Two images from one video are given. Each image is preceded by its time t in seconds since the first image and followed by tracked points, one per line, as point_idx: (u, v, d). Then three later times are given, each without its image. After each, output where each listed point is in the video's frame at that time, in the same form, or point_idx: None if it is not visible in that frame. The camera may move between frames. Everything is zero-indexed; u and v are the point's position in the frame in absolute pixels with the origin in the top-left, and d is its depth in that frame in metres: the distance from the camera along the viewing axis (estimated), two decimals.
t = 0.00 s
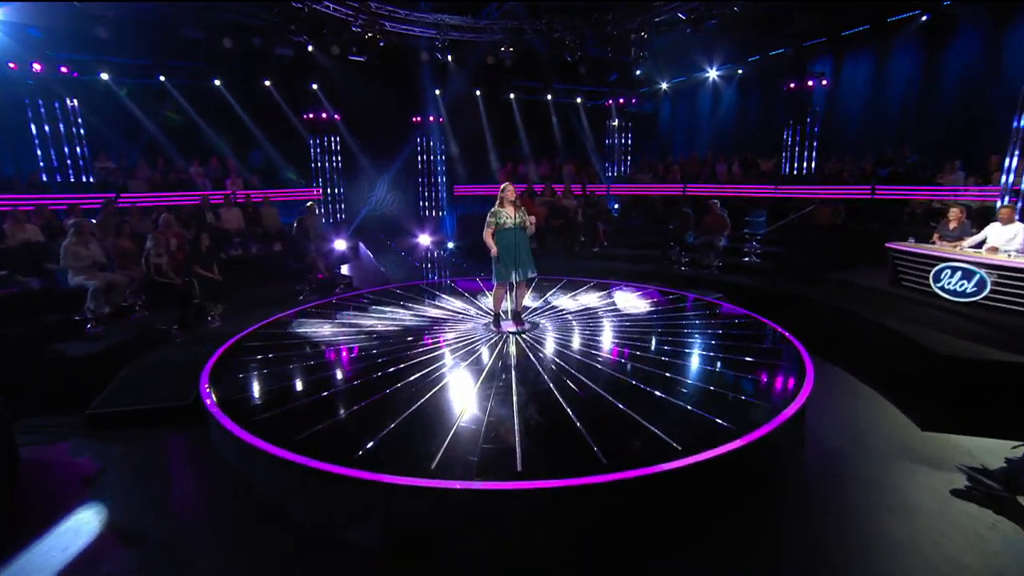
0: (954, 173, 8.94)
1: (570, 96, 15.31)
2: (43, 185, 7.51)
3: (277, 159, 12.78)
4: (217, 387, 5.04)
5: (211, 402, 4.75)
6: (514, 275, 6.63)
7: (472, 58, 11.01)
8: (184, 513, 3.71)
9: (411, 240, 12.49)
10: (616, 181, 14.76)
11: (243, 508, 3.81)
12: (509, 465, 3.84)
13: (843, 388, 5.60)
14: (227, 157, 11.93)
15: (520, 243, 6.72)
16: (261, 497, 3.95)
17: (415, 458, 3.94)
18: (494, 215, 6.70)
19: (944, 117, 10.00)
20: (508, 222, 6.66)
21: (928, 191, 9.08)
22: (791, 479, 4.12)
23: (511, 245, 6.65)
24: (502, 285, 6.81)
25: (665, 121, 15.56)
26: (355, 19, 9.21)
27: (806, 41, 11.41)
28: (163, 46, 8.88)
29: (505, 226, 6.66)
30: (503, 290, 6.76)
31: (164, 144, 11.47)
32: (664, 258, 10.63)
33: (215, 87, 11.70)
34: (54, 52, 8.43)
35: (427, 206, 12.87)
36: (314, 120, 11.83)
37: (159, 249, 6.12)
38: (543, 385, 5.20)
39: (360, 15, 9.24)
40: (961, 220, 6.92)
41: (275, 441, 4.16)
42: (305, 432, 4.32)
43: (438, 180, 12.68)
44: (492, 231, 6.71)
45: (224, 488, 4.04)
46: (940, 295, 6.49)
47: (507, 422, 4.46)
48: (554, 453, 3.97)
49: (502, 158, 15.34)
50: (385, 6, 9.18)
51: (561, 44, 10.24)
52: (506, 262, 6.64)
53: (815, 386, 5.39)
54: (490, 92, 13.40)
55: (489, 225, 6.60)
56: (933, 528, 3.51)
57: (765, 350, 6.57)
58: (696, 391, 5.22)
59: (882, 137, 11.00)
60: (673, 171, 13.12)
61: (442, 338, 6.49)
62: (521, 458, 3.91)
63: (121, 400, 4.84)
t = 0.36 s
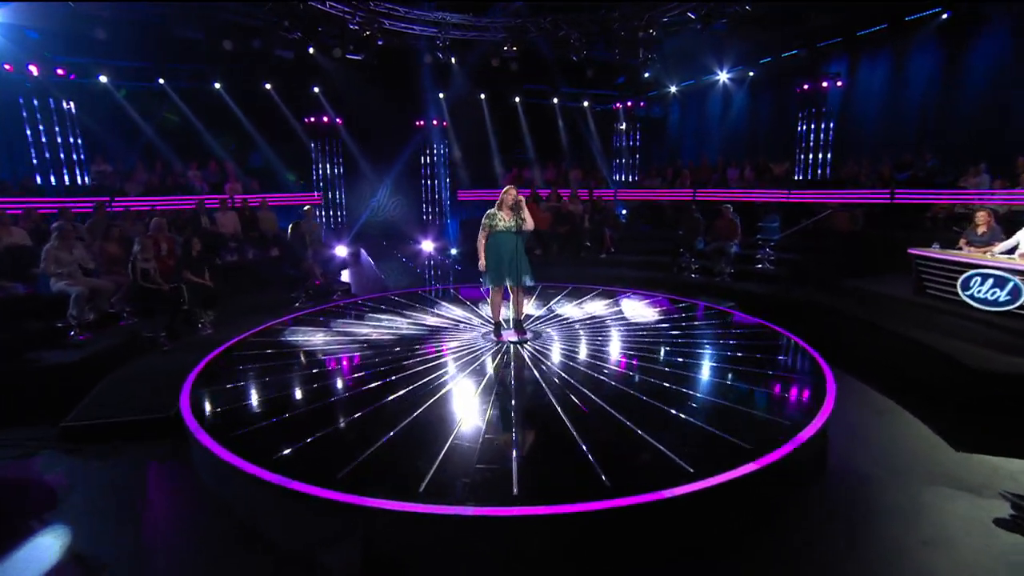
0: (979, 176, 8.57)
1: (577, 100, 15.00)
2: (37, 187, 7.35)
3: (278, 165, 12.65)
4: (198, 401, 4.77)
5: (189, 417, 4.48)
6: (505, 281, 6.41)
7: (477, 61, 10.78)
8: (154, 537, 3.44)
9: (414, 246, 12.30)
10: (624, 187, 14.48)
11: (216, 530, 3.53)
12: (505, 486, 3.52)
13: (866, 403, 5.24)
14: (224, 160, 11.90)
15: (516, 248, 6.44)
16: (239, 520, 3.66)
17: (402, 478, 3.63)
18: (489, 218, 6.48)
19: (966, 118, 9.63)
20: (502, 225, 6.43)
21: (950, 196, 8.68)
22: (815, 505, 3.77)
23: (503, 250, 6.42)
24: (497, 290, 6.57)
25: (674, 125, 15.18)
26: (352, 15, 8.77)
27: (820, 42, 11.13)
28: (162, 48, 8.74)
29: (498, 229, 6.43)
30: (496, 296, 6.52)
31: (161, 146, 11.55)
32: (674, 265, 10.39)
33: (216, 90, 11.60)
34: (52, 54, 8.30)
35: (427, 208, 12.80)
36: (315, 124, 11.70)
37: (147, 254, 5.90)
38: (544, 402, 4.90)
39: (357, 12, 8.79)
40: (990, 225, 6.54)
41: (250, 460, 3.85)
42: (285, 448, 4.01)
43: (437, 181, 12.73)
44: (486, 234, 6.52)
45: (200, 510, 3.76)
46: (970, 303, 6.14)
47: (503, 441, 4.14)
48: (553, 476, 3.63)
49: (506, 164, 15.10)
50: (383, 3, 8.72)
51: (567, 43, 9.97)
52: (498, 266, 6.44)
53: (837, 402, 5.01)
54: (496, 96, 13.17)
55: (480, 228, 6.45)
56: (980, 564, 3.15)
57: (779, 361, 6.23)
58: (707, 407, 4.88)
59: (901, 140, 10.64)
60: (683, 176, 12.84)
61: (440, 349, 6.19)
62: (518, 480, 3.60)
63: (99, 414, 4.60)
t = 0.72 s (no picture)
0: (1019, 176, 8.10)
1: (589, 100, 14.43)
2: (36, 188, 7.21)
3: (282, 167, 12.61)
4: (181, 411, 4.50)
5: (169, 429, 4.20)
6: (507, 286, 6.13)
7: (488, 61, 10.53)
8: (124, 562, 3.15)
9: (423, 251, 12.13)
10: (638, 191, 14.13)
11: (191, 553, 3.26)
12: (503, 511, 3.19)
13: (902, 421, 4.82)
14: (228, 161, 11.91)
15: (519, 253, 6.17)
16: (218, 543, 3.37)
17: (391, 497, 3.32)
18: (492, 220, 6.17)
19: (1003, 115, 9.15)
20: (505, 226, 6.12)
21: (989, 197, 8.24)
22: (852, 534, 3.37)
23: (507, 253, 6.12)
24: (500, 296, 6.28)
25: (691, 126, 14.86)
26: (353, 10, 8.32)
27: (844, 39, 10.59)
28: (167, 48, 8.61)
29: (501, 231, 6.13)
30: (501, 303, 6.24)
31: (162, 148, 11.53)
32: (690, 271, 10.04)
33: (222, 91, 11.72)
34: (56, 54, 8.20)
35: (435, 211, 13.00)
36: (322, 125, 11.83)
37: (140, 255, 5.65)
38: (549, 414, 4.60)
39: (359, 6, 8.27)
40: None
41: (231, 476, 3.57)
42: (269, 463, 3.72)
43: (444, 184, 12.88)
44: (487, 236, 6.21)
45: (178, 530, 3.47)
46: (1012, 312, 5.67)
47: (503, 459, 3.81)
48: (557, 499, 3.32)
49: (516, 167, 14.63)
50: None
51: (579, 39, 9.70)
52: (500, 270, 6.16)
53: (869, 418, 4.61)
54: (507, 96, 12.93)
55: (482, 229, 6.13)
56: None
57: (800, 373, 5.84)
58: (725, 423, 4.52)
59: (933, 139, 10.17)
60: (699, 178, 12.49)
61: (440, 358, 5.91)
62: (517, 503, 3.27)
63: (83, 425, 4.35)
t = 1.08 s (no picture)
0: None
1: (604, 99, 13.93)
2: (38, 188, 7.08)
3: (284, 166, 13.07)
4: (165, 418, 4.27)
5: (150, 437, 3.97)
6: (522, 289, 5.83)
7: (498, 56, 10.29)
8: None
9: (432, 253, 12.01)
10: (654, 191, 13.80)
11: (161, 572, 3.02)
12: (498, 536, 2.90)
13: (938, 440, 4.45)
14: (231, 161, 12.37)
15: (528, 254, 5.90)
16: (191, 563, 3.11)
17: (378, 515, 3.06)
18: (498, 221, 5.80)
19: None
20: (515, 227, 5.81)
21: None
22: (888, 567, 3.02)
23: (516, 255, 5.84)
24: (509, 302, 5.98)
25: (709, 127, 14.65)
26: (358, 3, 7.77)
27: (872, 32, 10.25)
28: (174, 46, 8.51)
29: (510, 233, 5.81)
30: (509, 308, 5.95)
31: (166, 149, 12.00)
32: (708, 274, 9.71)
33: (227, 90, 12.05)
34: (61, 52, 8.14)
35: (444, 208, 12.73)
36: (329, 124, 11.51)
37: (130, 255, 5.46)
38: (550, 424, 4.31)
39: None
40: None
41: (208, 489, 3.32)
42: (250, 476, 3.47)
43: (452, 182, 12.61)
44: (495, 237, 5.82)
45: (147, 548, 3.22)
46: None
47: (501, 474, 3.53)
48: (559, 522, 3.03)
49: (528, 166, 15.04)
50: None
51: (591, 31, 9.22)
52: (512, 273, 5.84)
53: (904, 434, 4.22)
54: (518, 95, 12.55)
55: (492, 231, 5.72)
56: None
57: (823, 383, 5.45)
58: (745, 439, 4.16)
59: (968, 137, 9.65)
60: (718, 177, 12.19)
61: (440, 364, 5.64)
62: (514, 526, 2.99)
63: (60, 432, 4.14)
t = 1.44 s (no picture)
0: None
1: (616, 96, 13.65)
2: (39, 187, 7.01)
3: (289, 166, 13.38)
4: (146, 425, 4.07)
5: (128, 445, 3.77)
6: (529, 289, 5.56)
7: (504, 51, 10.08)
8: None
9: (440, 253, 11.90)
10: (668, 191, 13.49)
11: None
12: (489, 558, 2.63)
13: (975, 454, 4.10)
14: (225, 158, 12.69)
15: (537, 253, 5.63)
16: None
17: (362, 529, 2.82)
18: (504, 217, 5.59)
19: None
20: (522, 224, 5.59)
21: None
22: None
23: (523, 254, 5.59)
24: (514, 303, 5.72)
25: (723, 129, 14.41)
26: None
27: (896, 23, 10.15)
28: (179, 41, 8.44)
29: (517, 229, 5.59)
30: (513, 308, 5.69)
31: (167, 150, 12.28)
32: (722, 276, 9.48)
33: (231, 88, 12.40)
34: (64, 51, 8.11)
35: (451, 208, 12.57)
36: (334, 121, 11.43)
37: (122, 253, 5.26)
38: (551, 432, 4.08)
39: None
40: None
41: (180, 502, 3.10)
42: (227, 488, 3.23)
43: (459, 180, 12.42)
44: (501, 236, 5.61)
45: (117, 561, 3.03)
46: None
47: (495, 487, 3.26)
48: (555, 542, 2.75)
49: (538, 165, 14.92)
50: None
51: (600, 22, 8.92)
52: (519, 273, 5.58)
53: (935, 449, 3.88)
54: (528, 90, 12.26)
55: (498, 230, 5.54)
56: None
57: (842, 391, 5.12)
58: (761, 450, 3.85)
59: (1000, 132, 9.20)
60: (733, 176, 11.87)
61: (436, 369, 5.43)
62: (506, 545, 2.73)
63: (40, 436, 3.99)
